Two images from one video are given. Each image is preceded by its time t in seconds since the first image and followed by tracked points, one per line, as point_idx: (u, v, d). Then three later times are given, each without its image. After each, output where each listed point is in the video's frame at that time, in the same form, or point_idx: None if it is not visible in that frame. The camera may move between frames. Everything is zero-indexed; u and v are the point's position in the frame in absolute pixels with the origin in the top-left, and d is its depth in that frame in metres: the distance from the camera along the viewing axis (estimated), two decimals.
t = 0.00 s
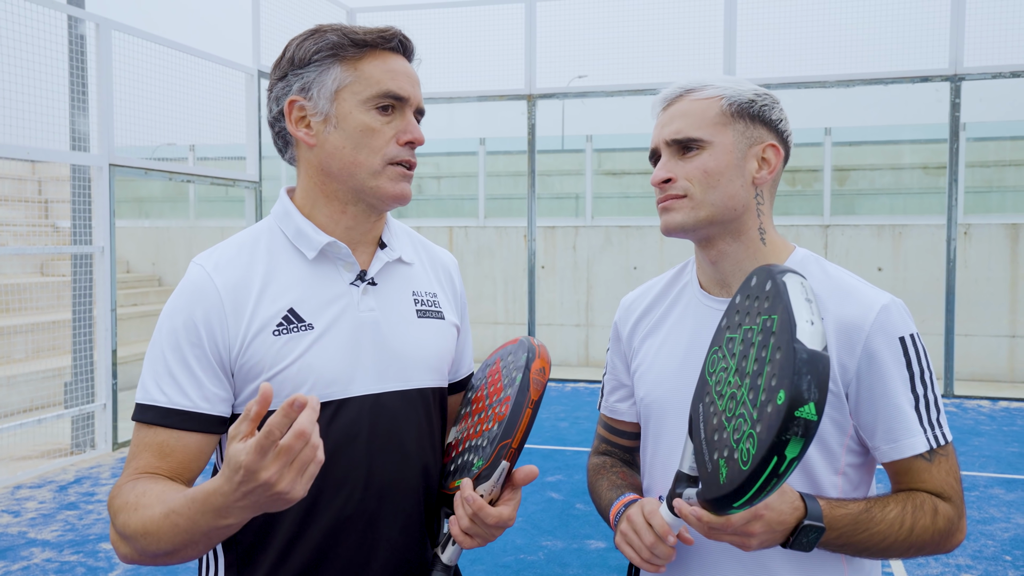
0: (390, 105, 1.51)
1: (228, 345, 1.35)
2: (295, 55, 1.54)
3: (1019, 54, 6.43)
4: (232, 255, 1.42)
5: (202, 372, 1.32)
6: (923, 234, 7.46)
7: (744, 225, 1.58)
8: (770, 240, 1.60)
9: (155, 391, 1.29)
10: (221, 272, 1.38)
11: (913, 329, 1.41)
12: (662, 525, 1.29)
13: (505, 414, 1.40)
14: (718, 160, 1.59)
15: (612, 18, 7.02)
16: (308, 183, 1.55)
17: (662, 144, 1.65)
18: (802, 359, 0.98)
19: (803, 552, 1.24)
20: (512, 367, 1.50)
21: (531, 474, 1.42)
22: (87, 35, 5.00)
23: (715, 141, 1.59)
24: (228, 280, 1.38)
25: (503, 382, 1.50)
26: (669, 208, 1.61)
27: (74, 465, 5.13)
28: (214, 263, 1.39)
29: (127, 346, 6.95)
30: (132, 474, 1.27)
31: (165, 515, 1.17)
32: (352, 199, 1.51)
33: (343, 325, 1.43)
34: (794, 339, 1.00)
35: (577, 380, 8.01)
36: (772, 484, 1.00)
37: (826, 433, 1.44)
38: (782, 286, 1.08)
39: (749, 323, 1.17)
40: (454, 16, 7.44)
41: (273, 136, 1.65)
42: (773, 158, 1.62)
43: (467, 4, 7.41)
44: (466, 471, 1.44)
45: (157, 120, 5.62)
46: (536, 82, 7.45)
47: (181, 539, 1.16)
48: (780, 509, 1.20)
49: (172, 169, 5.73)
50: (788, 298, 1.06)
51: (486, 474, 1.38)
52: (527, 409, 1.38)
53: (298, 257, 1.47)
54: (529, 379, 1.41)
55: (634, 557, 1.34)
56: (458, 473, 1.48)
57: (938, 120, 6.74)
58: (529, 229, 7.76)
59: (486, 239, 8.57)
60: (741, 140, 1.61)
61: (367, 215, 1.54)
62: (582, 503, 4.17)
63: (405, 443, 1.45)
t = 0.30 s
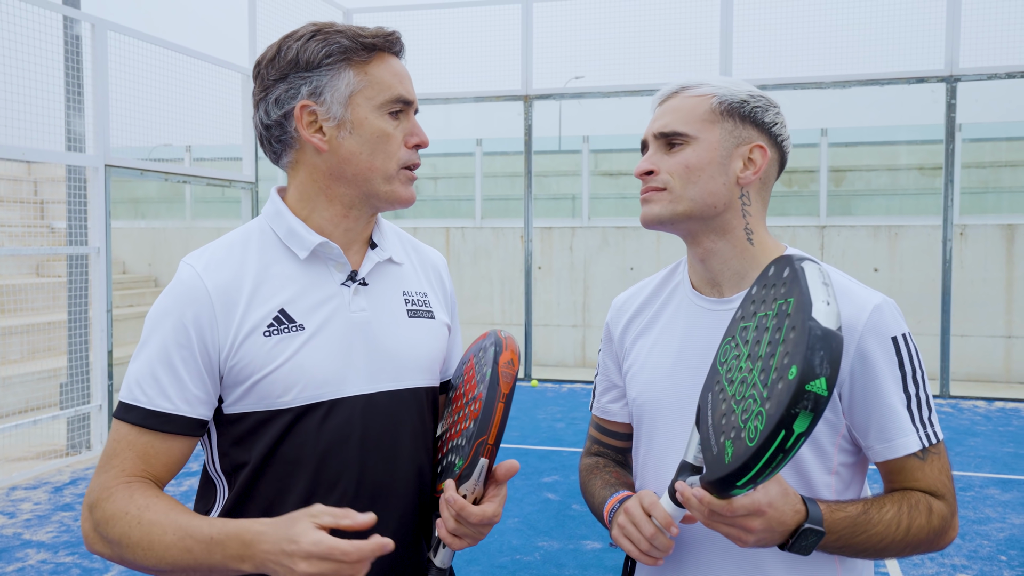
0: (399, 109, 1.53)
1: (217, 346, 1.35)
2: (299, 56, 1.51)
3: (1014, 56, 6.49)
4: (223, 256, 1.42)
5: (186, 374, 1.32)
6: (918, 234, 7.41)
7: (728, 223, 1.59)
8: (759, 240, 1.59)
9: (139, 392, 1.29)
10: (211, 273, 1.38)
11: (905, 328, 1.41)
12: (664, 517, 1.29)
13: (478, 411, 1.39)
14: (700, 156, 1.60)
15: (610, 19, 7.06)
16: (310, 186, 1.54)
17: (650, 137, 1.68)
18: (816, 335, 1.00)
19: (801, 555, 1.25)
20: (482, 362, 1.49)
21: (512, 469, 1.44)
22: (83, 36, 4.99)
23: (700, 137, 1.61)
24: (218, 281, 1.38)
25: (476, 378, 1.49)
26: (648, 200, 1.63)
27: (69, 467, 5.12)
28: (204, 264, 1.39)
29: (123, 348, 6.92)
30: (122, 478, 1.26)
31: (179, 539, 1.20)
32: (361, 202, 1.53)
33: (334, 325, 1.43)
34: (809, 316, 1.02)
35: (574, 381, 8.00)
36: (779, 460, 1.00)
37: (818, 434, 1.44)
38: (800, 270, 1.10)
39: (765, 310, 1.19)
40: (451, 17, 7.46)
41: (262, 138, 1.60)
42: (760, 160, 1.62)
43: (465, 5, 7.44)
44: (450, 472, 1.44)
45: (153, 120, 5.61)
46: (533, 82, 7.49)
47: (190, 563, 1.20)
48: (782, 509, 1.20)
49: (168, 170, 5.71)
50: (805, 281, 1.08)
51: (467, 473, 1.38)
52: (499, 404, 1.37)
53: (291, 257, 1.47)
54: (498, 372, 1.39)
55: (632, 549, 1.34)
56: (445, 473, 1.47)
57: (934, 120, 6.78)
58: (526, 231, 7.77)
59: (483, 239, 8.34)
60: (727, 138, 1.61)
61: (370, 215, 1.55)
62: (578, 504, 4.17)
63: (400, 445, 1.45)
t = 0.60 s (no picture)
0: (391, 109, 1.53)
1: (214, 351, 1.35)
2: (289, 57, 1.50)
3: (1012, 58, 6.48)
4: (215, 259, 1.41)
5: (184, 380, 1.31)
6: (916, 235, 7.38)
7: (723, 224, 1.59)
8: (753, 240, 1.60)
9: (137, 400, 1.28)
10: (204, 277, 1.37)
11: (900, 328, 1.42)
12: (657, 516, 1.28)
13: (486, 402, 1.39)
14: (689, 158, 1.61)
15: (607, 21, 7.06)
16: (303, 188, 1.54)
17: (644, 142, 1.70)
18: (796, 324, 1.00)
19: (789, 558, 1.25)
20: (488, 357, 1.50)
21: (515, 457, 1.41)
22: (80, 37, 4.98)
23: (689, 140, 1.62)
24: (212, 285, 1.37)
25: (479, 373, 1.51)
26: (641, 204, 1.65)
27: (66, 468, 5.11)
28: (196, 268, 1.38)
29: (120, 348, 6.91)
30: (134, 491, 1.27)
31: (197, 554, 1.22)
32: (353, 203, 1.53)
33: (330, 327, 1.43)
34: (788, 306, 1.02)
35: (572, 382, 8.01)
36: (768, 451, 1.01)
37: (813, 433, 1.44)
38: (776, 261, 1.11)
39: (743, 303, 1.21)
40: (448, 19, 7.46)
41: (253, 140, 1.58)
42: (752, 159, 1.60)
43: (463, 7, 7.45)
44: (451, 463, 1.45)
45: (151, 120, 5.60)
46: (530, 83, 7.48)
47: None
48: (772, 514, 1.20)
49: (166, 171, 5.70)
50: (781, 272, 1.09)
51: (472, 462, 1.38)
52: (507, 394, 1.38)
53: (284, 259, 1.47)
54: (506, 366, 1.41)
55: (624, 548, 1.35)
56: (443, 466, 1.48)
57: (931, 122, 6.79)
58: (524, 232, 7.78)
59: (481, 241, 8.45)
60: (717, 140, 1.61)
61: (363, 215, 1.56)
62: (576, 505, 4.18)
63: (397, 446, 1.45)
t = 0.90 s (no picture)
0: (379, 107, 1.53)
1: (210, 349, 1.35)
2: (276, 58, 1.49)
3: (1012, 57, 6.48)
4: (207, 259, 1.41)
5: (181, 379, 1.31)
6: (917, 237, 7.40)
7: (717, 223, 1.60)
8: (748, 239, 1.60)
9: (133, 401, 1.28)
10: (198, 276, 1.37)
11: (893, 325, 1.42)
12: (644, 514, 1.28)
13: (481, 403, 1.39)
14: (682, 158, 1.61)
15: (607, 21, 7.07)
16: (294, 188, 1.54)
17: (638, 142, 1.70)
18: (776, 321, 1.01)
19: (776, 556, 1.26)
20: (483, 356, 1.50)
21: (513, 459, 1.44)
22: (79, 37, 4.98)
23: (682, 140, 1.62)
24: (205, 284, 1.37)
25: (474, 373, 1.51)
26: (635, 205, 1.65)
27: (65, 468, 5.10)
28: (190, 267, 1.38)
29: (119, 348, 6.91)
30: (131, 493, 1.27)
31: (197, 553, 1.22)
32: (345, 202, 1.53)
33: (325, 325, 1.43)
34: (769, 303, 1.04)
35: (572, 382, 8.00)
36: (745, 446, 1.02)
37: (806, 431, 1.44)
38: (759, 261, 1.13)
39: (727, 302, 1.22)
40: (448, 19, 7.46)
41: (242, 141, 1.58)
42: (745, 158, 1.60)
43: (462, 7, 7.45)
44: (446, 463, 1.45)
45: (151, 121, 5.59)
46: (530, 83, 7.50)
47: None
48: (757, 510, 1.20)
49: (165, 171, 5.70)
50: (763, 271, 1.10)
51: (467, 463, 1.38)
52: (502, 395, 1.38)
53: (277, 257, 1.46)
54: (501, 366, 1.40)
55: (611, 543, 1.34)
56: (439, 465, 1.48)
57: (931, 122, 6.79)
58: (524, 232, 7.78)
59: (481, 241, 8.36)
60: (710, 139, 1.61)
61: (354, 214, 1.56)
62: (575, 505, 4.17)
63: (393, 445, 1.45)
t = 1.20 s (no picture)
0: (360, 111, 1.51)
1: (199, 347, 1.35)
2: (261, 54, 1.51)
3: (1010, 59, 6.48)
4: (196, 259, 1.41)
5: (172, 378, 1.31)
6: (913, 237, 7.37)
7: (708, 222, 1.59)
8: (740, 239, 1.59)
9: (124, 400, 1.28)
10: (187, 275, 1.37)
11: (882, 323, 1.42)
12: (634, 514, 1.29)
13: (476, 396, 1.41)
14: (672, 158, 1.61)
15: (605, 23, 7.08)
16: (275, 187, 1.55)
17: (628, 142, 1.70)
18: (776, 316, 1.05)
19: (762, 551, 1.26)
20: (479, 351, 1.50)
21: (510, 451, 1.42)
22: (76, 37, 4.97)
23: (671, 139, 1.62)
24: (196, 283, 1.36)
25: (471, 368, 1.51)
26: (627, 203, 1.66)
27: (62, 469, 5.10)
28: (178, 266, 1.38)
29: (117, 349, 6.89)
30: (125, 491, 1.26)
31: (191, 548, 1.22)
32: (322, 205, 1.53)
33: (315, 322, 1.43)
34: (770, 301, 1.07)
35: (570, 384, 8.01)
36: (732, 436, 1.05)
37: (796, 429, 1.44)
38: (769, 268, 1.17)
39: (735, 310, 1.26)
40: (445, 20, 7.46)
41: (233, 134, 1.62)
42: (735, 157, 1.61)
43: (460, 8, 7.45)
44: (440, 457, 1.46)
45: (149, 121, 5.59)
46: (528, 85, 7.49)
47: (208, 571, 1.22)
48: (743, 502, 1.21)
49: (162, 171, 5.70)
50: (771, 276, 1.15)
51: (463, 456, 1.39)
52: (499, 388, 1.39)
53: (265, 256, 1.46)
54: (498, 359, 1.41)
55: (597, 542, 1.34)
56: (434, 460, 1.49)
57: (928, 123, 6.80)
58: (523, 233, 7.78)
59: (478, 242, 8.38)
60: (700, 138, 1.61)
61: (335, 217, 1.56)
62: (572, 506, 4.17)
63: (384, 442, 1.45)
